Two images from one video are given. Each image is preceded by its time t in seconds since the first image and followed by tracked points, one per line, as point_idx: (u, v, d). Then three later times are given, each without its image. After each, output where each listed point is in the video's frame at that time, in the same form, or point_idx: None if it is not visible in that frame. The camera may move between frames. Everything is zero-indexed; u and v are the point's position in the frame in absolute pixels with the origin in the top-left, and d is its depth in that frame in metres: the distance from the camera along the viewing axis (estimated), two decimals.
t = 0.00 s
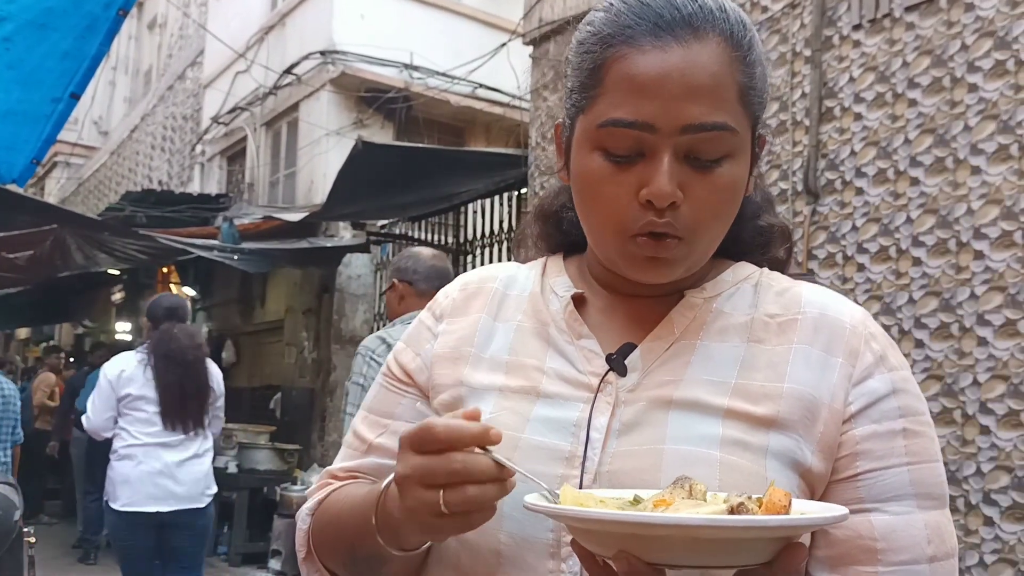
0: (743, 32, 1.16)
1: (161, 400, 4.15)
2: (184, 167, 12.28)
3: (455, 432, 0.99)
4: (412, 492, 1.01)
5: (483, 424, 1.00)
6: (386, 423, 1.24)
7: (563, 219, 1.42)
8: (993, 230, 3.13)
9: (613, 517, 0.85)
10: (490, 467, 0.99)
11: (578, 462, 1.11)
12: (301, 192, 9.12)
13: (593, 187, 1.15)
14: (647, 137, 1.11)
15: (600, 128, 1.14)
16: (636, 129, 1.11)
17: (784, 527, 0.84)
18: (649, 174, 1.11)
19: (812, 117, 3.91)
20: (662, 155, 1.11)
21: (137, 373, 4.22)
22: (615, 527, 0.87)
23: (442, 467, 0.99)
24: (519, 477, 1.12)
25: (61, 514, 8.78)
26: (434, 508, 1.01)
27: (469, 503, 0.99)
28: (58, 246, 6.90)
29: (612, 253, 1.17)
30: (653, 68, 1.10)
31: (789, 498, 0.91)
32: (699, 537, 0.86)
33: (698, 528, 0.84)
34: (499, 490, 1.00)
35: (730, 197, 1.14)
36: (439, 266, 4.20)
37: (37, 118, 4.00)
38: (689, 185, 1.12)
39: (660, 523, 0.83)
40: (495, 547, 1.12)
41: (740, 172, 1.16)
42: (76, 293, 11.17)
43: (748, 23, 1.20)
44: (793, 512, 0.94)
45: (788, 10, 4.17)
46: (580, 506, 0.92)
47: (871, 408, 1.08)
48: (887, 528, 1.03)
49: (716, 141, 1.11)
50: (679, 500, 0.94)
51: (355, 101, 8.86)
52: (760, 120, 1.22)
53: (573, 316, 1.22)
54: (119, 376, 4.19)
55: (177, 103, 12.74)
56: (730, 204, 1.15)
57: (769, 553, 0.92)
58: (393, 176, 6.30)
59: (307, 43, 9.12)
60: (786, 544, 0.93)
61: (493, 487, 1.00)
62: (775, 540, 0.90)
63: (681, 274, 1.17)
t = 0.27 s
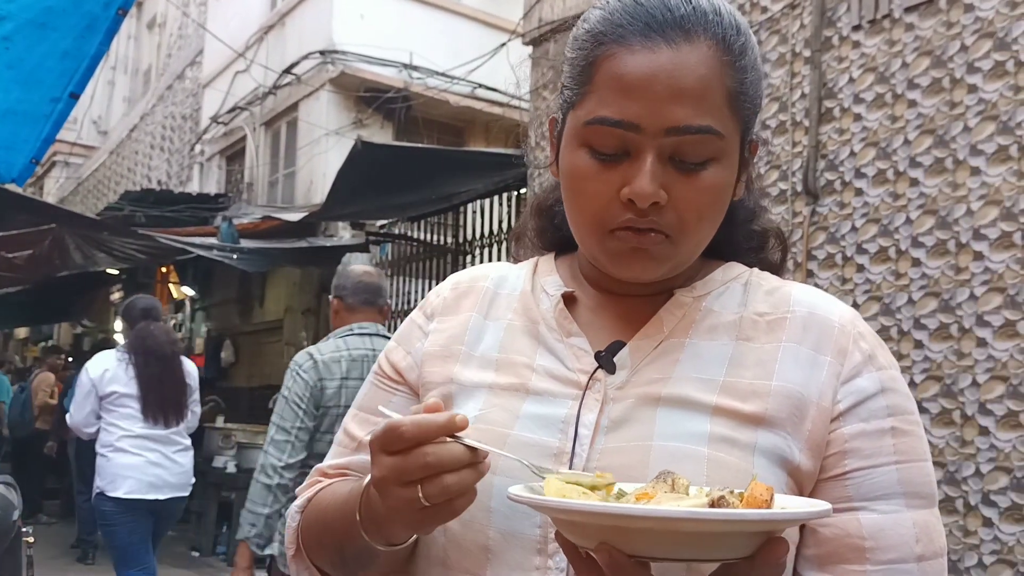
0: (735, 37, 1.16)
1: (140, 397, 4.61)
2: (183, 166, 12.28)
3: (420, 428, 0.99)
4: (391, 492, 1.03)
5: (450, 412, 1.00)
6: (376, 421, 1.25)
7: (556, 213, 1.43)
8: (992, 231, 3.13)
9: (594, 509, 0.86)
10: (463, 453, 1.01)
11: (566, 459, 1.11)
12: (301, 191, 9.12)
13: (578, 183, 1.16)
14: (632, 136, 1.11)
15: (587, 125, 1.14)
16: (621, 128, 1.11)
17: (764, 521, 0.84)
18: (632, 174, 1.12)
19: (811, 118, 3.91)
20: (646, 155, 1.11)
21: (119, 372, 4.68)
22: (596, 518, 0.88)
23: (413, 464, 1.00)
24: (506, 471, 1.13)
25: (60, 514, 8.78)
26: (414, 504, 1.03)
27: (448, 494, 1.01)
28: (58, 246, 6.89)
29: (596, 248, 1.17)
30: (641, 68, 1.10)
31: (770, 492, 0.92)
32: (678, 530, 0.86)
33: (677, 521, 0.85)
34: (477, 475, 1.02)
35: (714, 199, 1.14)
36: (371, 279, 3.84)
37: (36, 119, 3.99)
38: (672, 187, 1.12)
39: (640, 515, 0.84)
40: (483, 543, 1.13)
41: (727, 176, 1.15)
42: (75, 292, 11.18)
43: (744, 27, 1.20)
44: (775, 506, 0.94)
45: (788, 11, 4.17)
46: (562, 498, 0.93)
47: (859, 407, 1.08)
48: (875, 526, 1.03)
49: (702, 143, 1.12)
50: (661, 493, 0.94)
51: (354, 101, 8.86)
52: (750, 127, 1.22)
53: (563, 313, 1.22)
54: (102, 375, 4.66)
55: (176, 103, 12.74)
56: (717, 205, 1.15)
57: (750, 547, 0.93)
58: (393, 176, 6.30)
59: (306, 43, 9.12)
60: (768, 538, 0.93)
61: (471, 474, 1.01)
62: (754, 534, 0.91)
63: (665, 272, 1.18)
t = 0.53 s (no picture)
0: (735, 37, 1.17)
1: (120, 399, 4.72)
2: (183, 167, 12.27)
3: (408, 392, 0.99)
4: (374, 456, 1.03)
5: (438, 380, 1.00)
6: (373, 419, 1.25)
7: (554, 216, 1.43)
8: (992, 233, 3.13)
9: (584, 510, 0.86)
10: (449, 421, 1.01)
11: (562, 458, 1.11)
12: (300, 192, 9.12)
13: (580, 181, 1.15)
14: (635, 133, 1.11)
15: (590, 122, 1.14)
16: (625, 124, 1.11)
17: (750, 520, 0.84)
18: (634, 170, 1.11)
19: (810, 119, 3.91)
20: (648, 152, 1.11)
21: (97, 375, 4.76)
22: (584, 517, 0.88)
23: (400, 427, 1.00)
24: (504, 471, 1.13)
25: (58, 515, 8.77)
26: (400, 470, 1.02)
27: (431, 461, 1.00)
28: (57, 246, 6.88)
29: (597, 245, 1.17)
30: (645, 66, 1.10)
31: (758, 492, 0.92)
32: (667, 529, 0.86)
33: (665, 520, 0.85)
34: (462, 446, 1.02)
35: (715, 196, 1.14)
36: (338, 285, 4.40)
37: (35, 118, 3.99)
38: (674, 183, 1.12)
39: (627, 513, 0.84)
40: (478, 541, 1.13)
41: (728, 175, 1.15)
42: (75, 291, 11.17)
43: (743, 30, 1.20)
44: (764, 506, 0.94)
45: (787, 13, 4.17)
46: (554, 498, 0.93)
47: (855, 409, 1.08)
48: (868, 529, 1.03)
49: (705, 140, 1.11)
50: (650, 493, 0.95)
51: (354, 102, 8.85)
52: (749, 128, 1.22)
53: (562, 313, 1.22)
54: (81, 377, 4.72)
55: (176, 103, 12.74)
56: (718, 202, 1.15)
57: (735, 546, 0.92)
58: (393, 176, 6.29)
59: (306, 43, 9.12)
60: (753, 538, 0.93)
61: (455, 443, 1.01)
62: (742, 535, 0.91)
63: (667, 269, 1.17)
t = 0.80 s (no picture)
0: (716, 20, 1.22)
1: (91, 397, 5.01)
2: (181, 165, 12.26)
3: (404, 377, 0.99)
4: (376, 441, 1.03)
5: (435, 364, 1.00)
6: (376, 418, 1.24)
7: (549, 232, 1.43)
8: (990, 231, 3.13)
9: (583, 514, 0.86)
10: (448, 403, 1.00)
11: (564, 457, 1.12)
12: (299, 190, 9.11)
13: (600, 170, 1.14)
14: (649, 111, 1.12)
15: (600, 111, 1.15)
16: (638, 104, 1.12)
17: (750, 526, 0.84)
18: (656, 147, 1.11)
19: (809, 118, 3.90)
20: (665, 127, 1.11)
21: (69, 372, 5.01)
22: (583, 523, 0.88)
23: (400, 411, 1.00)
24: (507, 470, 1.13)
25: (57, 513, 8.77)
26: (402, 455, 1.02)
27: (432, 444, 1.00)
28: (55, 245, 6.88)
29: (625, 235, 1.13)
30: (646, 47, 1.13)
31: (758, 496, 0.91)
32: (666, 535, 0.86)
33: (664, 526, 0.84)
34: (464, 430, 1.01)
35: (730, 168, 1.15)
36: (319, 296, 4.35)
37: (33, 117, 3.97)
38: (694, 156, 1.11)
39: (627, 520, 0.84)
40: (480, 540, 1.13)
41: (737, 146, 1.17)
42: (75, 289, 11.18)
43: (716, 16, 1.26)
44: (764, 509, 0.94)
45: (786, 11, 4.17)
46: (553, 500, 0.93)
47: (857, 408, 1.08)
48: (871, 528, 1.03)
49: (712, 110, 1.13)
50: (650, 498, 0.94)
51: (352, 100, 8.84)
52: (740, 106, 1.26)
53: (564, 312, 1.23)
54: (54, 375, 4.95)
55: (175, 101, 12.72)
56: (734, 174, 1.15)
57: (735, 553, 0.92)
58: (392, 174, 6.29)
59: (305, 42, 9.11)
60: (754, 544, 0.93)
61: (456, 427, 1.01)
62: (743, 539, 0.90)
63: (691, 251, 1.15)
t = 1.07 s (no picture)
0: (710, 24, 1.18)
1: (41, 397, 5.23)
2: (180, 164, 12.25)
3: (425, 353, 1.01)
4: (383, 411, 1.03)
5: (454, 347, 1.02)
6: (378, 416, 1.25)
7: (554, 221, 1.44)
8: (989, 231, 3.14)
9: (585, 504, 0.86)
10: (458, 387, 1.01)
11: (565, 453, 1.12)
12: (298, 190, 9.11)
13: (578, 182, 1.16)
14: (625, 127, 1.12)
15: (580, 124, 1.15)
16: (615, 120, 1.12)
17: (751, 514, 0.84)
18: (630, 164, 1.12)
19: (808, 117, 3.91)
20: (641, 144, 1.11)
21: (22, 373, 5.22)
22: (584, 512, 0.88)
23: (409, 384, 1.01)
24: (508, 468, 1.13)
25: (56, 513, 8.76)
26: (401, 428, 1.02)
27: (432, 422, 1.00)
28: (54, 244, 6.87)
29: (603, 244, 1.17)
30: (626, 61, 1.11)
31: (758, 486, 0.92)
32: (666, 523, 0.87)
33: (664, 513, 0.85)
34: (468, 419, 1.02)
35: (711, 181, 1.14)
36: (280, 304, 4.56)
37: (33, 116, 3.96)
38: (670, 173, 1.12)
39: (628, 508, 0.84)
40: (482, 537, 1.13)
41: (721, 158, 1.15)
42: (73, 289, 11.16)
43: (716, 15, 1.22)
44: (764, 500, 0.94)
45: (785, 11, 4.17)
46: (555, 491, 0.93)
47: (857, 405, 1.08)
48: (870, 525, 1.04)
49: (693, 125, 1.12)
50: (651, 488, 0.95)
51: (351, 99, 8.84)
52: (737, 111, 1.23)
53: (564, 312, 1.23)
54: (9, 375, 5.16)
55: (173, 101, 12.72)
56: (715, 187, 1.15)
57: (735, 541, 0.93)
58: (390, 174, 6.29)
59: (304, 41, 9.11)
60: (753, 531, 0.93)
61: (463, 413, 1.01)
62: (742, 529, 0.91)
63: (671, 260, 1.17)
